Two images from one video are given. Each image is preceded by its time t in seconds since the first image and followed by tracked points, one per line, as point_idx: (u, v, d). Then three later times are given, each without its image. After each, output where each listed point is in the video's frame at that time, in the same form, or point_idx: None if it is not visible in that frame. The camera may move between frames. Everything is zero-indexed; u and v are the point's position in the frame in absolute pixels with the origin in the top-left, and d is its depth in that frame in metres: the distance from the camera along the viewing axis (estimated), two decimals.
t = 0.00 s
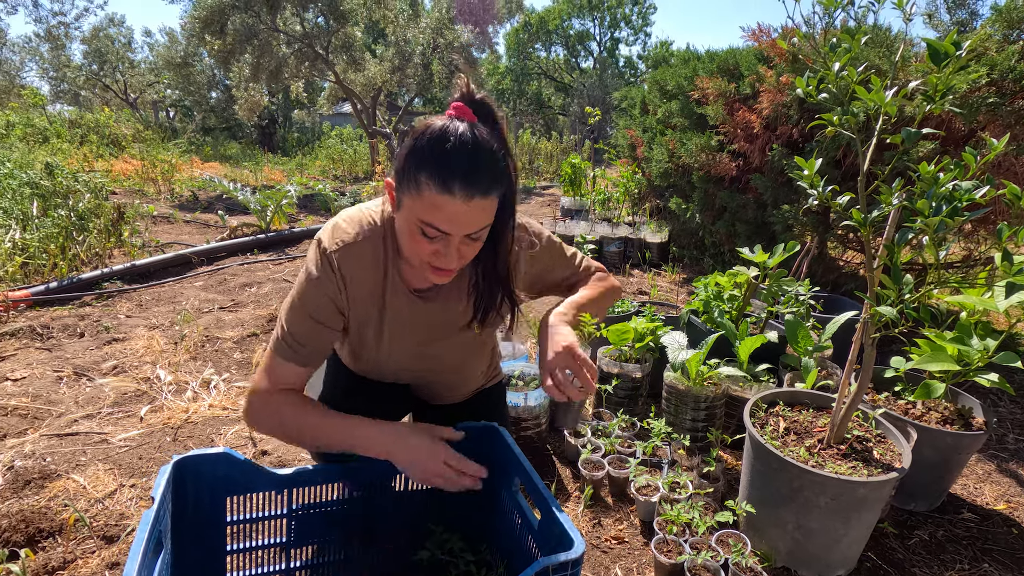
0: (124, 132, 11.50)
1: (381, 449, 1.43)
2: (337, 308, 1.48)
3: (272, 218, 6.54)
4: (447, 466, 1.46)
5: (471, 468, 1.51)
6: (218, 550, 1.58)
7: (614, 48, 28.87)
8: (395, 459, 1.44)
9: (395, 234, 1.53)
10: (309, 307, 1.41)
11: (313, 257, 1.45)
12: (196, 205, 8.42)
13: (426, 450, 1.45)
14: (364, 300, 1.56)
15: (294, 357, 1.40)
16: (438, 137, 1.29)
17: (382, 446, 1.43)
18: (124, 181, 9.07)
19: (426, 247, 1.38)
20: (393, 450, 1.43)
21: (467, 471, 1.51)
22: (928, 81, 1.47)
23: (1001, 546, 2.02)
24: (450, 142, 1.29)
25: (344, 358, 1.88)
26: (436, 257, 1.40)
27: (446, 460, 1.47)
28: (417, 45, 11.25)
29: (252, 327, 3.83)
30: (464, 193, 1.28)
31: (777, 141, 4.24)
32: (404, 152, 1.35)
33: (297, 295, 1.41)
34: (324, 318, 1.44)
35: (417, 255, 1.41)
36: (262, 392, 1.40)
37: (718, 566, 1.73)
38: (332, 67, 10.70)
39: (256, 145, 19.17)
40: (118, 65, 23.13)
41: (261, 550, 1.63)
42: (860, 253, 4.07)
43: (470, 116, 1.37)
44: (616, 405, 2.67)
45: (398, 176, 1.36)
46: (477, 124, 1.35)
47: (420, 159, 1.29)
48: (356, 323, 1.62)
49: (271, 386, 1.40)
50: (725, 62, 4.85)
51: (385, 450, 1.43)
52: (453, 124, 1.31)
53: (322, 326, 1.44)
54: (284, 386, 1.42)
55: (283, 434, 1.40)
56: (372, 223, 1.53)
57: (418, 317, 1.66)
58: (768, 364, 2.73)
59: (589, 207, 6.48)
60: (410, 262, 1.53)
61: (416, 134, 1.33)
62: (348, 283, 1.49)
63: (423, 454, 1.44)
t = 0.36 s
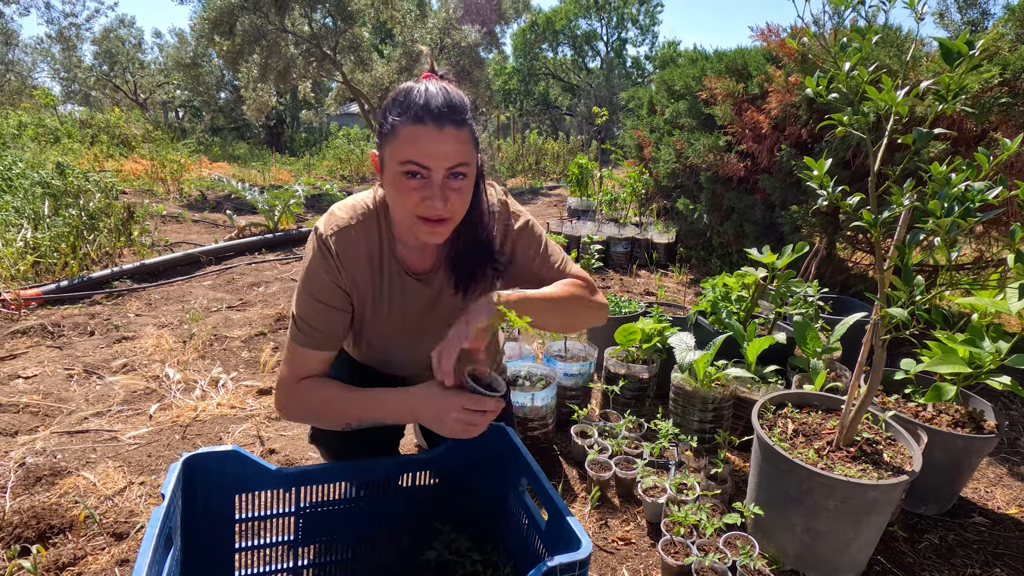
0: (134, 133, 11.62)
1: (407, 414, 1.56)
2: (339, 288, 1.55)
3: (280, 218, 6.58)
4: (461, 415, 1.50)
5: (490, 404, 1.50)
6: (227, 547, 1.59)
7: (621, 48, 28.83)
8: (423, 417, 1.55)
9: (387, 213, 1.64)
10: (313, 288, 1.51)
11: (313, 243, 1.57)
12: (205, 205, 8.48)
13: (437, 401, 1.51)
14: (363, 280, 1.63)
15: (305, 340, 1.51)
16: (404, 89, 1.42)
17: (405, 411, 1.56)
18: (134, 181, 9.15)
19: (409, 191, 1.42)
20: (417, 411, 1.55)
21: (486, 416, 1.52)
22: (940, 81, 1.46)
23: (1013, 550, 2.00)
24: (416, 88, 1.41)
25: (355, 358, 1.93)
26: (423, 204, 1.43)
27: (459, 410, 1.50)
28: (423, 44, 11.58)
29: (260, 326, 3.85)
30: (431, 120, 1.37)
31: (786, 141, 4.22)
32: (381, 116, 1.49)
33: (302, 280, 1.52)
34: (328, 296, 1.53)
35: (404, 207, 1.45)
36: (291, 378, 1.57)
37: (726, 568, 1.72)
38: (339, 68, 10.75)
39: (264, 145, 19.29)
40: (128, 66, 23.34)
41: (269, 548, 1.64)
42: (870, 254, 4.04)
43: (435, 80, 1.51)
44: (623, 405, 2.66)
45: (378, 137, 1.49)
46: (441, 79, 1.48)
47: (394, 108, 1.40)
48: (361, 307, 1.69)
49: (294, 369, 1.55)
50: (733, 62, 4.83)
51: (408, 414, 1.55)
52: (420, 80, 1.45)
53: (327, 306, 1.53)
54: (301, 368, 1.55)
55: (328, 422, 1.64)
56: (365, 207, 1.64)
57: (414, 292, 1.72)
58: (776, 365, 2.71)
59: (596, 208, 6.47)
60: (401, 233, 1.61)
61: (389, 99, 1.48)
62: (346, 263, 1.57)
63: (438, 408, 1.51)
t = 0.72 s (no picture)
0: (139, 132, 11.68)
1: (359, 364, 1.43)
2: (338, 287, 1.58)
3: (285, 217, 6.59)
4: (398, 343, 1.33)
5: (426, 326, 1.31)
6: (232, 546, 1.59)
7: (625, 47, 28.78)
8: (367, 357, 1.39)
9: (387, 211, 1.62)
10: (313, 286, 1.55)
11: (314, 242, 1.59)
12: (210, 203, 8.50)
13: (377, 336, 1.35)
14: (364, 280, 1.64)
15: (305, 336, 1.57)
16: (399, 91, 1.40)
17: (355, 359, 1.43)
18: (139, 179, 9.18)
19: (408, 199, 1.40)
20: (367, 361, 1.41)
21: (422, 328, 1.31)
22: (954, 77, 1.44)
23: None
24: (412, 92, 1.38)
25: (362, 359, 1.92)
26: (422, 210, 1.41)
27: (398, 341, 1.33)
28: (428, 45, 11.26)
29: (265, 325, 3.85)
30: (426, 126, 1.34)
31: (793, 139, 4.18)
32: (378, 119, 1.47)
33: (302, 278, 1.56)
34: (327, 295, 1.57)
35: (402, 213, 1.43)
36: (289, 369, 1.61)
37: (733, 570, 1.71)
38: (344, 67, 10.76)
39: (269, 144, 19.35)
40: (134, 65, 23.43)
41: (274, 547, 1.63)
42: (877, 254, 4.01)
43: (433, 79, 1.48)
44: (628, 405, 2.64)
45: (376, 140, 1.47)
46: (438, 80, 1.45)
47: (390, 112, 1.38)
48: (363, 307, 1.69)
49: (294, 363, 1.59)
50: (739, 60, 4.80)
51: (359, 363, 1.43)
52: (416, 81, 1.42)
53: (326, 304, 1.57)
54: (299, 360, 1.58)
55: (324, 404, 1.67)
56: (366, 205, 1.62)
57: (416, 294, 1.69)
58: (783, 365, 2.69)
59: (600, 207, 6.45)
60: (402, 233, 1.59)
61: (385, 101, 1.46)
62: (346, 263, 1.58)
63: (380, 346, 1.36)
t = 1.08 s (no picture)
0: (140, 129, 11.68)
1: (363, 353, 1.41)
2: (342, 281, 1.56)
3: (285, 214, 6.57)
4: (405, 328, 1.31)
5: (432, 310, 1.28)
6: (232, 542, 1.57)
7: (626, 44, 28.72)
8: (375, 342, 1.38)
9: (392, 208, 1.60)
10: (316, 280, 1.52)
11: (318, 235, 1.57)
12: (210, 200, 8.48)
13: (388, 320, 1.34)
14: (368, 275, 1.62)
15: (308, 333, 1.55)
16: (409, 93, 1.35)
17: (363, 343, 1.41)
18: (140, 177, 9.17)
19: (413, 205, 1.37)
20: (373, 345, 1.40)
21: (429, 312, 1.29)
22: (963, 68, 1.42)
23: None
24: (422, 96, 1.33)
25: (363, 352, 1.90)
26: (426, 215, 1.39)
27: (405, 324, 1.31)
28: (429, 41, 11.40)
29: (265, 321, 3.83)
30: (434, 134, 1.29)
31: (796, 135, 4.16)
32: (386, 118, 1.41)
33: (305, 272, 1.53)
34: (330, 290, 1.54)
35: (407, 219, 1.41)
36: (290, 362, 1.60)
37: (737, 567, 1.70)
38: (345, 64, 10.74)
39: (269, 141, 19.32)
40: (135, 63, 23.39)
41: (276, 543, 1.63)
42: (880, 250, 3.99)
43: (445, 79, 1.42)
44: (631, 402, 2.63)
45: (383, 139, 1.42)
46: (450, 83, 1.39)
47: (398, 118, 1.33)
48: (367, 301, 1.67)
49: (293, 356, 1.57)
50: (742, 56, 4.78)
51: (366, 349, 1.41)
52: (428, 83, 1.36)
53: (329, 299, 1.54)
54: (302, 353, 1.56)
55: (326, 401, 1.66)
56: (371, 201, 1.60)
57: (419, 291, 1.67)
58: (787, 362, 2.67)
59: (602, 204, 6.42)
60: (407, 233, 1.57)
61: (394, 100, 1.40)
62: (350, 258, 1.56)
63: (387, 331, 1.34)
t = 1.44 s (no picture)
0: (135, 124, 11.61)
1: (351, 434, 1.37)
2: (337, 288, 1.52)
3: (282, 210, 6.55)
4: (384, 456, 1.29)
5: (421, 466, 1.22)
6: (229, 539, 1.57)
7: (624, 39, 28.66)
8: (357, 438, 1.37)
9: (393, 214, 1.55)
10: (310, 287, 1.47)
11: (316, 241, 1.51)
12: (207, 196, 8.45)
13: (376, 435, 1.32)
14: (366, 281, 1.58)
15: (294, 336, 1.47)
16: (420, 103, 1.30)
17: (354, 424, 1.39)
18: (136, 172, 9.12)
19: (421, 218, 1.36)
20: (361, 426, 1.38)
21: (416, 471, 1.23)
22: (962, 63, 1.42)
23: None
24: (433, 106, 1.29)
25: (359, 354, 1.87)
26: (433, 228, 1.37)
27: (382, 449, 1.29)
28: (426, 36, 11.21)
29: (262, 318, 3.82)
30: (445, 150, 1.26)
31: (793, 130, 4.16)
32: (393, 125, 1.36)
33: (299, 280, 1.47)
34: (325, 299, 1.49)
35: (414, 229, 1.38)
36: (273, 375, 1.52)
37: (734, 561, 1.71)
38: (341, 58, 10.69)
39: (265, 137, 19.23)
40: (130, 57, 23.20)
41: (272, 540, 1.62)
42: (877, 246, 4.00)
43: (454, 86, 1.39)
44: (628, 397, 2.63)
45: (389, 147, 1.37)
46: (461, 92, 1.35)
47: (407, 127, 1.29)
48: (364, 306, 1.64)
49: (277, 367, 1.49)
50: (739, 51, 4.77)
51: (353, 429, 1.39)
52: (438, 91, 1.31)
53: (323, 307, 1.49)
54: (292, 367, 1.49)
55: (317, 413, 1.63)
56: (371, 205, 1.56)
57: (419, 296, 1.65)
58: (784, 357, 2.68)
59: (599, 200, 6.41)
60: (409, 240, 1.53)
61: (401, 106, 1.35)
62: (348, 264, 1.51)
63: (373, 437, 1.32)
